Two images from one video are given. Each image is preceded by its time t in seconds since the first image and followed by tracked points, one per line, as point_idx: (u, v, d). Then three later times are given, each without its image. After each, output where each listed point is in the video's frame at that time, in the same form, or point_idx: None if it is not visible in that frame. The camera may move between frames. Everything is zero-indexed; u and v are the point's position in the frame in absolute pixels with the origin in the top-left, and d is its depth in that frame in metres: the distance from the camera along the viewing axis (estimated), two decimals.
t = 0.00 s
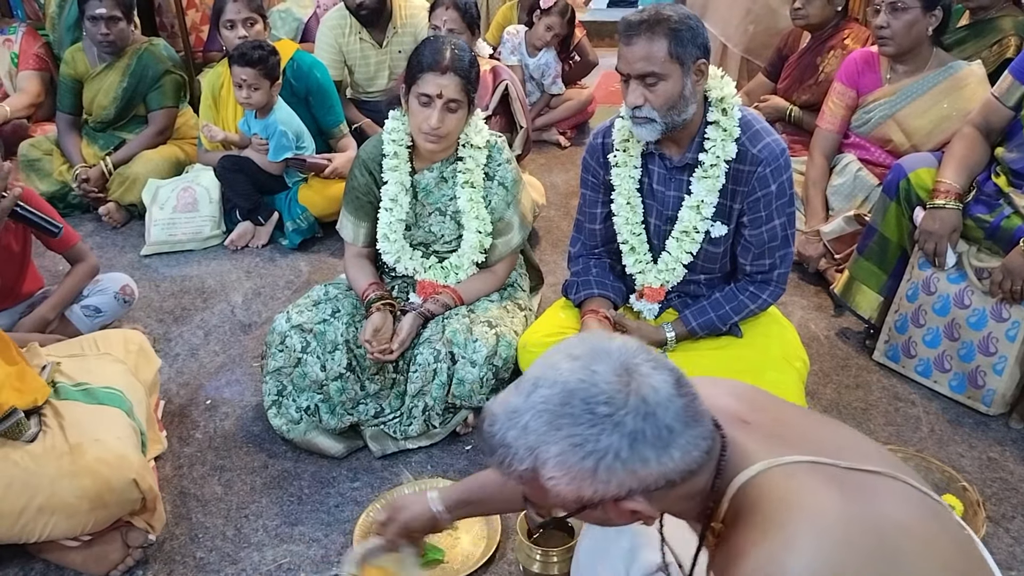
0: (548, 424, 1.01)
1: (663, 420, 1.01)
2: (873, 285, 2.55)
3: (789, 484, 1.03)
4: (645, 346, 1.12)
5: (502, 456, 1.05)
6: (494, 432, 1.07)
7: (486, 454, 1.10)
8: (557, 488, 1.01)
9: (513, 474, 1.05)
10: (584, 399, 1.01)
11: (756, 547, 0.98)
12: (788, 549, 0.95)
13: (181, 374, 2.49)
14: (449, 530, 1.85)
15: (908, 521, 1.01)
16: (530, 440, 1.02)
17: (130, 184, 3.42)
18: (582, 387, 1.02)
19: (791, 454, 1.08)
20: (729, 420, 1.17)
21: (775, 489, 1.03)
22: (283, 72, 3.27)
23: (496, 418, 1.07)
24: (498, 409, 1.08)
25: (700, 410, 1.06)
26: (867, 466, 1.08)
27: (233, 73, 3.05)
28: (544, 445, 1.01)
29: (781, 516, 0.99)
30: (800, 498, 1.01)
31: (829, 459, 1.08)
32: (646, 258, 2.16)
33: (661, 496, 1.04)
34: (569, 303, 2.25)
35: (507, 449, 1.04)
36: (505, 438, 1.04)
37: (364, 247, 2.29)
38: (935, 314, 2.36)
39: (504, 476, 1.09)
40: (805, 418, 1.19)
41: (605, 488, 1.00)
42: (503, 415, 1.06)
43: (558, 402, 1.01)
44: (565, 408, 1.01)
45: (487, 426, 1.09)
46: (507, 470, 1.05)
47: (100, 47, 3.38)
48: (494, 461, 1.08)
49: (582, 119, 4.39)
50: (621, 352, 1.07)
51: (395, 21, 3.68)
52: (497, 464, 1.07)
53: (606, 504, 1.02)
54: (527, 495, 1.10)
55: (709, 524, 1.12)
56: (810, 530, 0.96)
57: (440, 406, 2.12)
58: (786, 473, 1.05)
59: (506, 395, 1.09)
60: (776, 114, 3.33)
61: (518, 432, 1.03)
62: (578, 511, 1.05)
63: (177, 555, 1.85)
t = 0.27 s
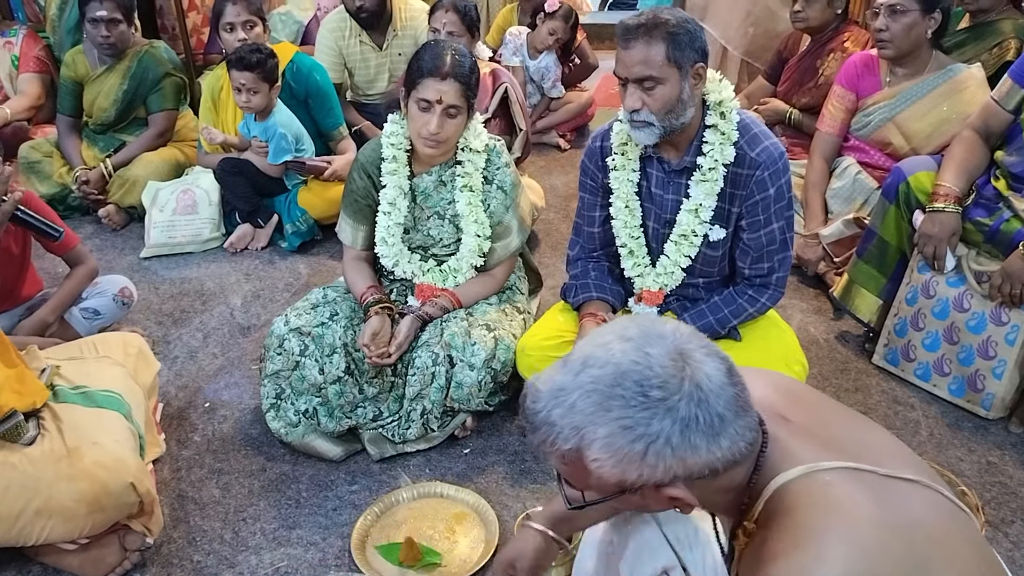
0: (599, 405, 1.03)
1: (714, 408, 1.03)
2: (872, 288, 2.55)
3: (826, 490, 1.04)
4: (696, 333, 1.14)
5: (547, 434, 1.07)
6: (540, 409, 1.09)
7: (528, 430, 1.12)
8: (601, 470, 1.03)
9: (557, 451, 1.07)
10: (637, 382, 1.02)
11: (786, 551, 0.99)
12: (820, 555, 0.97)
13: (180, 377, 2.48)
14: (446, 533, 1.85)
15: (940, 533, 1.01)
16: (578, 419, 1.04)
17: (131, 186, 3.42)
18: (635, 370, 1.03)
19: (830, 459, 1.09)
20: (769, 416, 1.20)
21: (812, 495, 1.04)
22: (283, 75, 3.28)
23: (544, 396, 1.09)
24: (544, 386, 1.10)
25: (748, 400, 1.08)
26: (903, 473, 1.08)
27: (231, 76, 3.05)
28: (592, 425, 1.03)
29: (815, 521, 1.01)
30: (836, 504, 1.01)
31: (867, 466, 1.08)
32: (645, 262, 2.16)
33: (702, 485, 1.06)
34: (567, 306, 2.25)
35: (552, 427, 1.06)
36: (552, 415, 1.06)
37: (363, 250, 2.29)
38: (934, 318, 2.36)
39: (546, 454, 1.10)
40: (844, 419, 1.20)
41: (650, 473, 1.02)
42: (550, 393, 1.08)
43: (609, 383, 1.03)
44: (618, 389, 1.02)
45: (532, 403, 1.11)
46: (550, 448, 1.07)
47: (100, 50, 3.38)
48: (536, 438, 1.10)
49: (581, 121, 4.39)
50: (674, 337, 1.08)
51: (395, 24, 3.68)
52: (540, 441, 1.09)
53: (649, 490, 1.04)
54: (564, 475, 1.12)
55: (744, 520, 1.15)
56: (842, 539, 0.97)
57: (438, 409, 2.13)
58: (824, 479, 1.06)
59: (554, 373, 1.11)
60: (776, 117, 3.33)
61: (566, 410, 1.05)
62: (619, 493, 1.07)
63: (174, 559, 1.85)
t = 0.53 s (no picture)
0: (608, 420, 1.02)
1: (725, 422, 1.03)
2: (873, 293, 2.54)
3: (831, 503, 1.03)
4: (705, 344, 1.14)
5: (553, 448, 1.07)
6: (546, 423, 1.08)
7: (532, 443, 1.12)
8: (609, 485, 1.03)
9: (564, 465, 1.06)
10: (647, 396, 1.02)
11: (791, 565, 0.99)
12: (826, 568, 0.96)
13: (180, 380, 2.48)
14: (445, 538, 1.85)
15: (944, 544, 1.01)
16: (586, 434, 1.03)
17: (132, 190, 3.43)
18: (645, 384, 1.02)
19: (834, 471, 1.08)
20: (773, 427, 1.19)
21: (817, 508, 1.04)
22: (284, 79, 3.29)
23: (549, 410, 1.08)
24: (548, 398, 1.09)
25: (756, 412, 1.09)
26: (906, 483, 1.07)
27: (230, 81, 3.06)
28: (601, 440, 1.02)
29: (820, 535, 1.00)
30: (841, 517, 1.01)
31: (871, 477, 1.07)
32: (645, 267, 2.16)
33: (710, 497, 1.07)
34: (567, 310, 2.25)
35: (560, 442, 1.06)
36: (559, 430, 1.06)
37: (363, 254, 2.29)
38: (935, 323, 2.36)
39: (552, 468, 1.10)
40: (847, 430, 1.19)
41: (660, 488, 1.02)
42: (556, 406, 1.07)
43: (619, 397, 1.02)
44: (628, 403, 1.02)
45: (536, 416, 1.10)
46: (557, 462, 1.07)
47: (102, 54, 3.39)
48: (541, 451, 1.09)
49: (583, 125, 4.39)
50: (684, 349, 1.08)
51: (397, 28, 3.67)
52: (546, 455, 1.09)
53: (658, 503, 1.05)
54: (567, 488, 1.13)
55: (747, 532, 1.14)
56: (848, 554, 0.97)
57: (438, 414, 2.13)
58: (829, 492, 1.05)
59: (559, 386, 1.10)
60: (777, 121, 3.33)
61: (573, 424, 1.04)
62: (625, 507, 1.07)
63: (173, 563, 1.85)
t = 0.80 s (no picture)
0: (585, 452, 1.01)
1: (702, 443, 1.02)
2: (877, 300, 2.54)
3: (813, 516, 1.03)
4: (676, 365, 1.13)
5: (533, 483, 1.06)
6: (524, 458, 1.07)
7: (513, 478, 1.11)
8: (592, 516, 1.02)
9: (545, 500, 1.05)
10: (622, 424, 1.01)
11: None
12: None
13: (184, 384, 2.49)
14: (447, 543, 1.84)
15: (929, 553, 1.01)
16: (565, 467, 1.02)
17: (137, 195, 3.44)
18: (619, 412, 1.02)
19: (815, 483, 1.08)
20: (752, 441, 1.19)
21: (800, 522, 1.04)
22: (289, 84, 3.29)
23: (526, 446, 1.07)
24: (524, 433, 1.08)
25: (733, 430, 1.08)
26: (888, 493, 1.07)
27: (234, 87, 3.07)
28: (580, 473, 1.01)
29: (804, 550, 1.00)
30: (824, 531, 1.01)
31: (852, 487, 1.07)
32: (648, 272, 2.16)
33: (694, 520, 1.06)
34: (570, 315, 2.25)
35: (539, 476, 1.05)
36: (537, 465, 1.05)
37: (367, 258, 2.29)
38: (939, 330, 2.35)
39: (534, 503, 1.09)
40: (827, 441, 1.19)
41: (643, 515, 1.01)
42: (533, 440, 1.06)
43: (594, 427, 1.01)
44: (603, 432, 1.01)
45: (514, 452, 1.09)
46: (537, 497, 1.06)
47: (109, 59, 3.41)
48: (522, 488, 1.08)
49: (587, 131, 4.40)
50: (656, 372, 1.07)
51: (402, 33, 3.69)
52: (527, 490, 1.08)
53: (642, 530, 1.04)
54: (553, 523, 1.12)
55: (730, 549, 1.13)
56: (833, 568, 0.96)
57: (441, 418, 2.12)
58: (811, 504, 1.05)
59: (534, 419, 1.09)
60: (782, 127, 3.33)
61: (550, 458, 1.03)
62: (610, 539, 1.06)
63: (176, 566, 1.85)
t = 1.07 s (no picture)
0: (571, 457, 1.02)
1: (688, 444, 1.03)
2: (887, 309, 2.53)
3: (815, 520, 1.03)
4: (665, 369, 1.14)
5: (526, 489, 1.07)
6: (516, 466, 1.08)
7: (509, 486, 1.12)
8: (584, 521, 1.03)
9: (538, 506, 1.06)
10: (605, 429, 1.02)
11: None
12: None
13: (194, 388, 2.50)
14: (453, 548, 1.85)
15: (932, 560, 1.00)
16: (553, 473, 1.03)
17: (150, 199, 3.47)
18: (603, 417, 1.03)
19: (819, 487, 1.08)
20: (756, 446, 1.19)
21: (802, 525, 1.04)
22: (301, 90, 3.32)
23: (517, 454, 1.08)
24: (518, 441, 1.10)
25: (725, 431, 1.08)
26: (894, 499, 1.07)
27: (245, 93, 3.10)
28: (568, 477, 1.02)
29: (806, 553, 1.00)
30: (825, 535, 1.01)
31: (856, 493, 1.07)
32: (656, 279, 2.16)
33: (689, 522, 1.06)
34: (578, 322, 2.25)
35: (531, 483, 1.06)
36: (528, 472, 1.06)
37: (377, 263, 2.30)
38: (948, 339, 2.33)
39: (529, 511, 1.10)
40: (834, 447, 1.19)
41: (634, 518, 1.02)
42: (524, 448, 1.08)
43: (580, 432, 1.02)
44: (588, 438, 1.02)
45: (508, 460, 1.11)
46: (531, 504, 1.07)
47: (124, 64, 3.44)
48: (516, 495, 1.09)
49: (597, 138, 4.40)
50: (640, 376, 1.08)
51: (414, 40, 3.71)
52: (522, 497, 1.09)
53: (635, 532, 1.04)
54: (552, 529, 1.12)
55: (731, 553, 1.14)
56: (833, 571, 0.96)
57: (447, 424, 2.13)
58: (814, 507, 1.05)
59: (526, 428, 1.10)
60: (793, 135, 3.32)
61: (540, 465, 1.05)
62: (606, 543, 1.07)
63: (184, 569, 1.86)
